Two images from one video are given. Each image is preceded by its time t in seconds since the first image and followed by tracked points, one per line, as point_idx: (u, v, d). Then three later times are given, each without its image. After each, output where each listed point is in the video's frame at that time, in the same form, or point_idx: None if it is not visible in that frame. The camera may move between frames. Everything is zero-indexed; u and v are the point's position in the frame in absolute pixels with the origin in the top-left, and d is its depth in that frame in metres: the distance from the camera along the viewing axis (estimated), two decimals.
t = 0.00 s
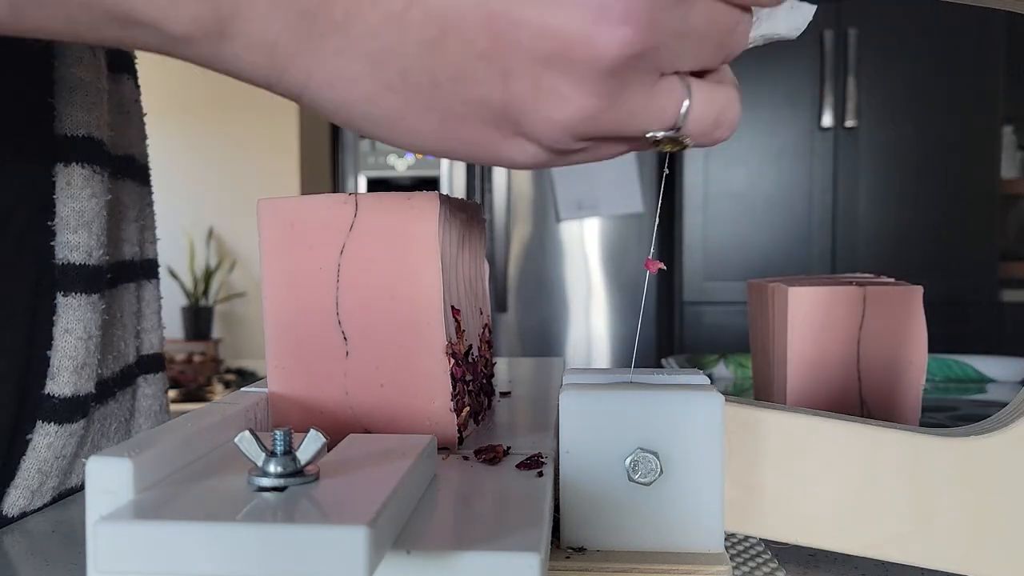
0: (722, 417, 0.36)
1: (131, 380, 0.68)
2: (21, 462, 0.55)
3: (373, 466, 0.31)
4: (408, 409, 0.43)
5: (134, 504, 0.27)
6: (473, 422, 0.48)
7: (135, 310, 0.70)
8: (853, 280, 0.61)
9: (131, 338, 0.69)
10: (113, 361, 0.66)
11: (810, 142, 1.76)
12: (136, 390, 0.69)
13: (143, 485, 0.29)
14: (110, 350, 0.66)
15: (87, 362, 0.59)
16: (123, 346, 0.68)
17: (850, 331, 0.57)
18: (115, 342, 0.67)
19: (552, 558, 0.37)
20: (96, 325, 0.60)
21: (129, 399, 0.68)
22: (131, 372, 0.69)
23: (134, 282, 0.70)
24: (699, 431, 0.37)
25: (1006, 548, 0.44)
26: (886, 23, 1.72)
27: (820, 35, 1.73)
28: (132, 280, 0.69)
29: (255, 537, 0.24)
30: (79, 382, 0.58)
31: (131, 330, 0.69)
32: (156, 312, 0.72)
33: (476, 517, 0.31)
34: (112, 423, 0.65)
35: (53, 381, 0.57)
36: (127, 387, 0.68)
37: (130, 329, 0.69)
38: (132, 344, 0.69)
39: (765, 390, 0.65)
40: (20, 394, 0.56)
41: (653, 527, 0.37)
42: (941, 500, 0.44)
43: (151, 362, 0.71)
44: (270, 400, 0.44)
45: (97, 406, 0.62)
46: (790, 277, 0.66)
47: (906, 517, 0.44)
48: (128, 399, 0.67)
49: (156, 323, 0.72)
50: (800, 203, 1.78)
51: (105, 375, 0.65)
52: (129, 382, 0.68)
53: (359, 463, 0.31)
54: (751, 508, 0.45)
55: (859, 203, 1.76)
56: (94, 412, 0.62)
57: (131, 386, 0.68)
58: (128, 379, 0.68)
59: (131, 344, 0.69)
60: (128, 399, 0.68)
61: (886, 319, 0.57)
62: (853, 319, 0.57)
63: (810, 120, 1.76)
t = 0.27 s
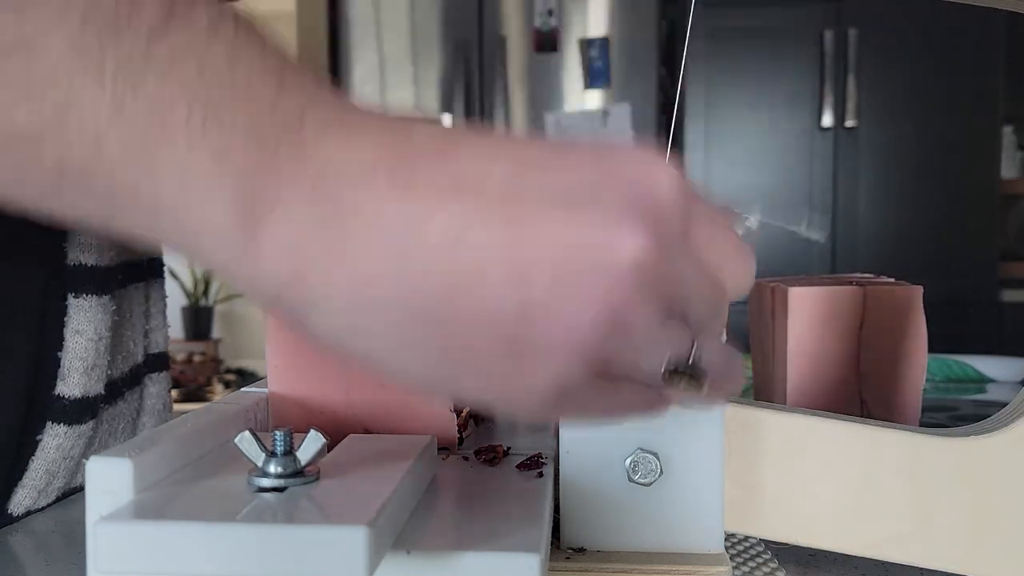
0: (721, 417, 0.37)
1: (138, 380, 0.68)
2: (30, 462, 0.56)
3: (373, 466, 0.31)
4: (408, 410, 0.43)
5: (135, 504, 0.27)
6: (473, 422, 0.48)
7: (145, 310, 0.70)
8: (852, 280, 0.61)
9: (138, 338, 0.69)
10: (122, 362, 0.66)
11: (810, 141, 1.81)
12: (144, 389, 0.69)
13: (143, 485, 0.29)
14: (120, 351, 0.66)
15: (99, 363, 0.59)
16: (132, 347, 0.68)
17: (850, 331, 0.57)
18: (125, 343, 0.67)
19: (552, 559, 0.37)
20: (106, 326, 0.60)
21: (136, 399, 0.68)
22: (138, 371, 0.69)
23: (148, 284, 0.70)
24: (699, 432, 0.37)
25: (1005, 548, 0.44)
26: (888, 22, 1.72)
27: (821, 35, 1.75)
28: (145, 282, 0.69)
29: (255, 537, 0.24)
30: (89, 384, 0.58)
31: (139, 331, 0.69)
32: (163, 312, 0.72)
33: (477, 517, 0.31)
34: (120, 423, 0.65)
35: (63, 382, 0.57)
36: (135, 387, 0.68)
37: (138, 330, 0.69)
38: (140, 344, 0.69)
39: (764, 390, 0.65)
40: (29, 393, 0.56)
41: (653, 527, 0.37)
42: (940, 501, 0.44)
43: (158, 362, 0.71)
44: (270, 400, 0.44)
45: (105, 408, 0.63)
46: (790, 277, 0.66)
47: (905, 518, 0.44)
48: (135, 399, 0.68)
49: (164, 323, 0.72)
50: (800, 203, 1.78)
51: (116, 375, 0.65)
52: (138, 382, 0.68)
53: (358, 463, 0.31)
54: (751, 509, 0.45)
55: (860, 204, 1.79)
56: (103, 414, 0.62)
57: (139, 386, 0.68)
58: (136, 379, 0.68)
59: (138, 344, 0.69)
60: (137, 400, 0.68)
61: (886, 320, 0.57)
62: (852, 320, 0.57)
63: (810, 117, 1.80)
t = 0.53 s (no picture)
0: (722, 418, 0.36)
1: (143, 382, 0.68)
2: (32, 464, 0.55)
3: (372, 467, 0.31)
4: (408, 410, 0.43)
5: (134, 505, 0.27)
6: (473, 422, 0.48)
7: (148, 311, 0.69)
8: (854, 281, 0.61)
9: (143, 340, 0.68)
10: (126, 364, 0.66)
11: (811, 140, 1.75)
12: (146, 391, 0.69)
13: (142, 485, 0.29)
14: (125, 352, 0.66)
15: (103, 366, 0.59)
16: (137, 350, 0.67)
17: (852, 331, 0.57)
18: (130, 345, 0.66)
19: (552, 559, 0.36)
20: (111, 329, 0.60)
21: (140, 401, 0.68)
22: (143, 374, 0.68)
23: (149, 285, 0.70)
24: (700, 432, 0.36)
25: (1007, 549, 0.43)
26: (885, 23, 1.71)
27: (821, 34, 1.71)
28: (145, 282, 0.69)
29: (254, 538, 0.24)
30: (94, 386, 0.58)
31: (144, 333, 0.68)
32: (166, 314, 0.72)
33: (476, 518, 0.31)
34: (122, 424, 0.65)
35: (69, 383, 0.57)
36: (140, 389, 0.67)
37: (142, 331, 0.68)
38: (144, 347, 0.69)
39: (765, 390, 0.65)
40: (35, 395, 0.55)
41: (654, 528, 0.37)
42: (941, 501, 0.44)
43: (159, 363, 0.71)
44: (270, 400, 0.44)
45: (111, 410, 0.62)
46: (792, 277, 0.66)
47: (906, 518, 0.44)
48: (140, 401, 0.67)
49: (166, 325, 0.72)
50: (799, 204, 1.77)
51: (120, 377, 0.64)
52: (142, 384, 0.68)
53: (358, 464, 0.31)
54: (752, 510, 0.45)
55: (860, 204, 1.75)
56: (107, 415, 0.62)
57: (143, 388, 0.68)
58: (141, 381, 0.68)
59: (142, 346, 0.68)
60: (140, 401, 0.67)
61: (887, 319, 0.57)
62: (854, 319, 0.57)
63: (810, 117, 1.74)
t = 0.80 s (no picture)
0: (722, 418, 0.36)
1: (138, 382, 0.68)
2: (32, 464, 0.55)
3: (372, 467, 0.31)
4: (408, 410, 0.43)
5: (134, 505, 0.27)
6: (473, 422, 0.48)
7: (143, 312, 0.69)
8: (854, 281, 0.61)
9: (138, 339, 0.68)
10: (124, 364, 0.66)
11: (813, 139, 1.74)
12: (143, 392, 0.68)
13: (143, 486, 0.29)
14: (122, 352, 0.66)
15: (99, 365, 0.59)
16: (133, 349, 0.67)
17: (851, 331, 0.57)
18: (127, 345, 0.67)
19: (552, 560, 0.36)
20: (108, 329, 0.60)
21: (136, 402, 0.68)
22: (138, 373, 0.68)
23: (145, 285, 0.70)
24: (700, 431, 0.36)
25: (1007, 548, 0.43)
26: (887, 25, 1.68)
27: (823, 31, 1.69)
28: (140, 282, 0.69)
29: (253, 538, 0.24)
30: (91, 386, 0.58)
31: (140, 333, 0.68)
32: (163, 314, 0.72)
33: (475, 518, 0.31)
34: (121, 425, 0.64)
35: (65, 384, 0.57)
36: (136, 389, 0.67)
37: (138, 331, 0.68)
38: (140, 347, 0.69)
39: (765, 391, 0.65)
40: (33, 394, 0.55)
41: (654, 528, 0.37)
42: (940, 501, 0.44)
43: (156, 365, 0.71)
44: (270, 400, 0.44)
45: (107, 410, 0.62)
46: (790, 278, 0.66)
47: (906, 518, 0.44)
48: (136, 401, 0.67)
49: (162, 326, 0.72)
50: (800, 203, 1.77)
51: (117, 377, 0.64)
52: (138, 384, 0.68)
53: (358, 463, 0.31)
54: (752, 511, 0.45)
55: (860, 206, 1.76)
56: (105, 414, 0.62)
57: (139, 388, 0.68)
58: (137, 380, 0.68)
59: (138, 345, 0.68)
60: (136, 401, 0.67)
61: (886, 319, 0.58)
62: (854, 320, 0.57)
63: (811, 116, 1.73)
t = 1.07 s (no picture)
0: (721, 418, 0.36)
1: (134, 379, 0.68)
2: (29, 461, 0.55)
3: (372, 466, 0.31)
4: (409, 410, 0.43)
5: (133, 504, 0.27)
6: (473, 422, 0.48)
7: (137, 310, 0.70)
8: (852, 282, 0.61)
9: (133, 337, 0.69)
10: (118, 362, 0.66)
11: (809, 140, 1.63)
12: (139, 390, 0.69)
13: (143, 485, 0.29)
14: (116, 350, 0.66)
15: (94, 363, 0.59)
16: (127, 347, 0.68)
17: (851, 333, 0.57)
18: (122, 343, 0.67)
19: (551, 559, 0.36)
20: (102, 327, 0.59)
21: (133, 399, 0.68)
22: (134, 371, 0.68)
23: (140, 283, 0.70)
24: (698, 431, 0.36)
25: (1007, 549, 0.43)
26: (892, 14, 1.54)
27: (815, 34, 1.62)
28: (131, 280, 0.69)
29: (253, 538, 0.24)
30: (86, 385, 0.58)
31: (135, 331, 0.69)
32: (160, 312, 0.72)
33: (475, 517, 0.31)
34: (116, 423, 0.65)
35: (61, 382, 0.56)
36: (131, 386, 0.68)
37: (133, 329, 0.69)
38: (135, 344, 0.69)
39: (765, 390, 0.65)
40: (32, 394, 0.55)
41: (654, 528, 0.37)
42: (940, 501, 0.44)
43: (153, 362, 0.71)
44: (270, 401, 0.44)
45: (101, 410, 0.62)
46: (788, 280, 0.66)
47: (906, 518, 0.44)
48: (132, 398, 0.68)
49: (160, 323, 0.72)
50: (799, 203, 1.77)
51: (111, 375, 0.65)
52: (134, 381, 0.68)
53: (358, 463, 0.31)
54: (752, 510, 0.45)
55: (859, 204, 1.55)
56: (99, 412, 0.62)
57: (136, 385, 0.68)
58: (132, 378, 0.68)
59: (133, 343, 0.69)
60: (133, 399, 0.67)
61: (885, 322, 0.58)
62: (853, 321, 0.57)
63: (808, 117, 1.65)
